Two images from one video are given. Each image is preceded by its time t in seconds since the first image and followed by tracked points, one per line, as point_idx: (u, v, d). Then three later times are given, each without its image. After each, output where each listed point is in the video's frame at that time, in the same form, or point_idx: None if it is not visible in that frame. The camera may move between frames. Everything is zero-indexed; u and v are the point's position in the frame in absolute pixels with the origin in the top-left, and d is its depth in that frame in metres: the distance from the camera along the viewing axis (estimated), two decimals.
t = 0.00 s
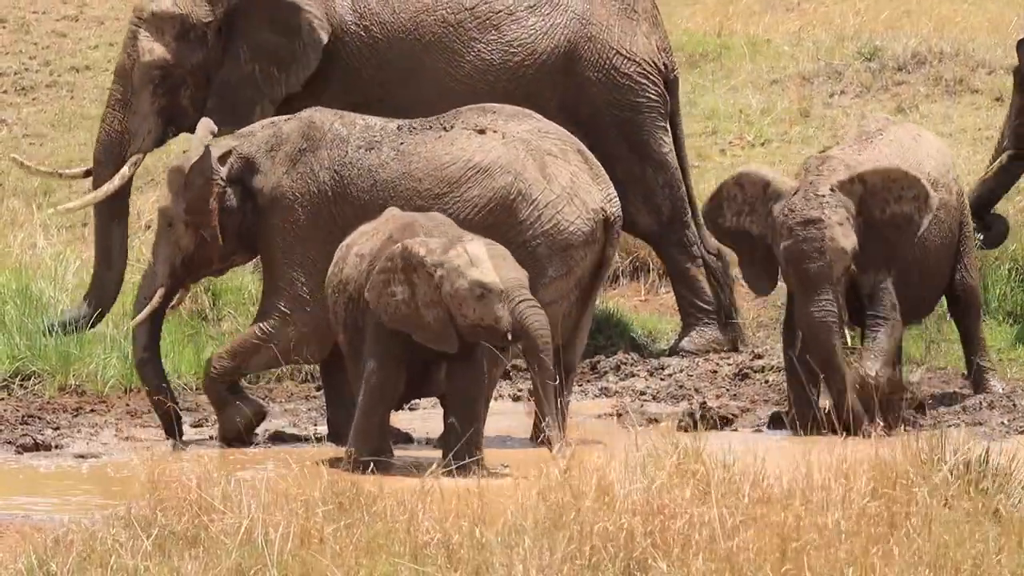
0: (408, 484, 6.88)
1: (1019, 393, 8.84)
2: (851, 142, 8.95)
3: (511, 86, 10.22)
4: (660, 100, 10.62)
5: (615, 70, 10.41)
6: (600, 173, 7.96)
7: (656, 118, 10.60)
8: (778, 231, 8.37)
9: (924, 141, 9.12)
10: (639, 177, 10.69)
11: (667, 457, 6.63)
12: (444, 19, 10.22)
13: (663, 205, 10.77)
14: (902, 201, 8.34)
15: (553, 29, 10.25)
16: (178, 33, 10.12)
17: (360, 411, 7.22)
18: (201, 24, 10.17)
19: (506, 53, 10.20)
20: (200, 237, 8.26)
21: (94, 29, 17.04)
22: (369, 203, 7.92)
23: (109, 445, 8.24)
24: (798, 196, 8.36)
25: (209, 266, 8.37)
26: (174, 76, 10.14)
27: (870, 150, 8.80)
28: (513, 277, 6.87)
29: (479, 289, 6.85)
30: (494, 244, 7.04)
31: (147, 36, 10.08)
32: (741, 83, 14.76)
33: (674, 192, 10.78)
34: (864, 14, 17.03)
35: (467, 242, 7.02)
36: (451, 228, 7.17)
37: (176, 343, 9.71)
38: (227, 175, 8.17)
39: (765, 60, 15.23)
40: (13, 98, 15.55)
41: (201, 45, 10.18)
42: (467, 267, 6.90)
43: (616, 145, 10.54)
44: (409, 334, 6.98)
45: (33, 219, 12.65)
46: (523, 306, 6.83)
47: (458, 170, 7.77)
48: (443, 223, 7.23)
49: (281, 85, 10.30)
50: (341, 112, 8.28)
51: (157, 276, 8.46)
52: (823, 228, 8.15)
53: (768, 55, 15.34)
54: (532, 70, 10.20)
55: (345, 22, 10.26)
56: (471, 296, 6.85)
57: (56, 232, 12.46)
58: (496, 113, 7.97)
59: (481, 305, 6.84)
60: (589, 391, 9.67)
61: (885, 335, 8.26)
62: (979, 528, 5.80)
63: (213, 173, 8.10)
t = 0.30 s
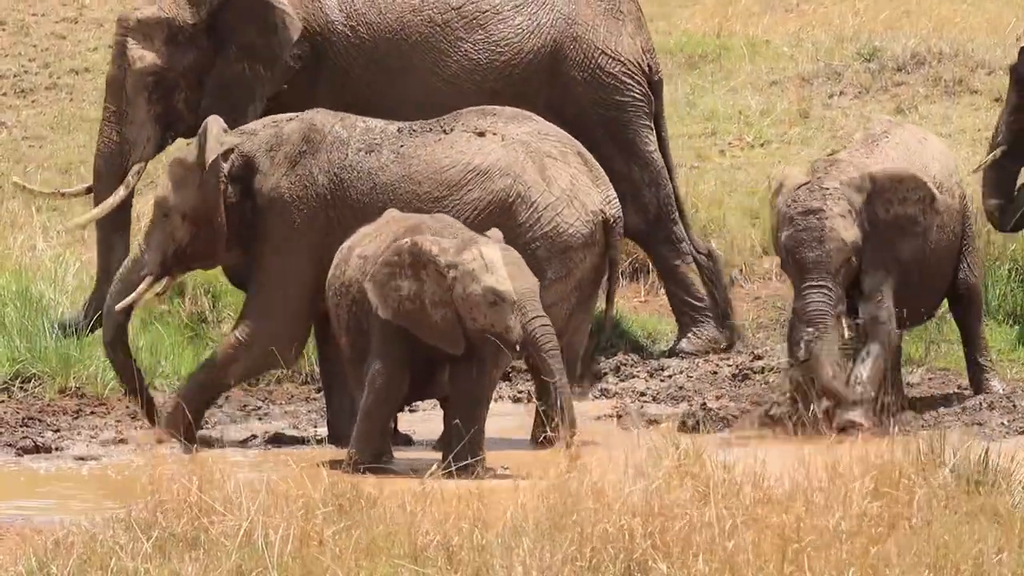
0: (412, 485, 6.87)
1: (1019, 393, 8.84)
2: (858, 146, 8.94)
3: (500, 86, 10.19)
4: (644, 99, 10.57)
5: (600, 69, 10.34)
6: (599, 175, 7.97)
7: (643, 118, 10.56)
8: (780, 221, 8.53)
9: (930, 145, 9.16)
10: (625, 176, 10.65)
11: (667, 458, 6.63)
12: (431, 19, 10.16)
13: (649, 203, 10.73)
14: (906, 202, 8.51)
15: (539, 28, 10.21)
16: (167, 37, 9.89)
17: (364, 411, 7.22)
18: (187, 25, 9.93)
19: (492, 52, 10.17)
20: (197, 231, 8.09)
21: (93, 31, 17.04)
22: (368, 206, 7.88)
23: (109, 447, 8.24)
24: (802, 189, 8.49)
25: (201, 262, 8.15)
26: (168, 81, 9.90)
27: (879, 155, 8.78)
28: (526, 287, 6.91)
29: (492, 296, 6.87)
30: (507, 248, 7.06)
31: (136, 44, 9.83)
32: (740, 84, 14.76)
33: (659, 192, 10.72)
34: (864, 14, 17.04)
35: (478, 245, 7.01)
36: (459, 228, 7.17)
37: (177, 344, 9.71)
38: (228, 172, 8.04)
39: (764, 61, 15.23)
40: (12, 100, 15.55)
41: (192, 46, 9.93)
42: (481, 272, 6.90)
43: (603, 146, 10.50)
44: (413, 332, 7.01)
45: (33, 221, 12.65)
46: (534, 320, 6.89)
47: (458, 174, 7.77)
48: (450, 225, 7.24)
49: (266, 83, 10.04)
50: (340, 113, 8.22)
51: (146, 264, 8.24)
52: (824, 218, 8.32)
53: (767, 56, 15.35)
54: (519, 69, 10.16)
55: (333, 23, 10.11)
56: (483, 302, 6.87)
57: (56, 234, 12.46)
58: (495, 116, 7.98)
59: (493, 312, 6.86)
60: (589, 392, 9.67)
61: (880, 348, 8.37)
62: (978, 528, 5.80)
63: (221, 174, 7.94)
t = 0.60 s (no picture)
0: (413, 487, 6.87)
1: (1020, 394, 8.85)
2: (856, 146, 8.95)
3: (484, 84, 10.06)
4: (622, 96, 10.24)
5: (581, 65, 10.08)
6: (599, 176, 7.95)
7: (622, 116, 10.24)
8: (789, 231, 8.46)
9: (931, 143, 9.15)
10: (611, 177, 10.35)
11: (668, 459, 6.62)
12: (414, 17, 10.05)
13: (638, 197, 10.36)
14: (903, 199, 8.55)
15: (521, 23, 10.04)
16: (150, 36, 9.92)
17: (366, 414, 7.21)
18: (169, 23, 9.94)
19: (475, 50, 10.04)
20: (196, 233, 8.15)
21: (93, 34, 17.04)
22: (367, 206, 7.88)
23: (109, 450, 8.24)
24: (811, 198, 8.43)
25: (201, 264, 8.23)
26: (155, 80, 9.94)
27: (875, 153, 8.84)
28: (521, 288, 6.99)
29: (488, 298, 6.88)
30: (508, 248, 7.08)
31: (121, 46, 9.86)
32: (740, 85, 14.77)
33: (634, 191, 10.26)
34: (863, 16, 17.04)
35: (479, 241, 7.00)
36: (461, 228, 7.11)
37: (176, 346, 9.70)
38: (224, 176, 8.04)
39: (763, 62, 15.24)
40: (12, 103, 15.55)
41: (177, 43, 9.97)
42: (480, 272, 6.91)
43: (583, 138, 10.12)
44: (417, 329, 7.03)
45: (32, 225, 12.64)
46: (529, 324, 6.98)
47: (460, 175, 7.77)
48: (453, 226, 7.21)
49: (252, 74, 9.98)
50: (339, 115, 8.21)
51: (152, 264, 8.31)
52: (839, 232, 8.28)
53: (767, 58, 15.36)
54: (501, 65, 10.01)
55: (320, 21, 10.02)
56: (480, 303, 6.89)
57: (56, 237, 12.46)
58: (496, 118, 7.97)
59: (489, 313, 6.88)
60: (590, 394, 9.67)
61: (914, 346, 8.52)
62: (979, 529, 5.79)
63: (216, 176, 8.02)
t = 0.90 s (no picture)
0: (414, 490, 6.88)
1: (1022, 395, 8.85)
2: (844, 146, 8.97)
3: (466, 84, 9.99)
4: (596, 97, 10.14)
5: (560, 64, 10.01)
6: (600, 176, 7.96)
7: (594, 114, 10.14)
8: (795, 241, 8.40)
9: (925, 142, 9.21)
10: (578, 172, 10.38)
11: (669, 461, 6.61)
12: (395, 13, 9.93)
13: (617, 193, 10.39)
14: (907, 194, 8.50)
15: (502, 21, 10.00)
16: (134, 45, 9.40)
17: (365, 417, 7.21)
18: (154, 31, 9.44)
19: (458, 48, 9.97)
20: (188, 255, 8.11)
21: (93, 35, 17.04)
22: (369, 207, 7.85)
23: (110, 453, 8.23)
24: (813, 207, 8.37)
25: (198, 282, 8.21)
26: (138, 88, 9.44)
27: (867, 151, 8.86)
28: (512, 294, 6.94)
29: (480, 303, 6.84)
30: (503, 254, 7.05)
31: (104, 53, 9.31)
32: (740, 87, 14.77)
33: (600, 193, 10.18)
34: (864, 17, 17.06)
35: (471, 245, 6.96)
36: (457, 231, 7.10)
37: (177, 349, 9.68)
38: (214, 187, 8.06)
39: (764, 64, 15.26)
40: (12, 105, 15.55)
41: (160, 51, 9.47)
42: (472, 277, 6.87)
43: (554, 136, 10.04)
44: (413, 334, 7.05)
45: (33, 227, 12.63)
46: (520, 332, 6.91)
47: (466, 176, 7.74)
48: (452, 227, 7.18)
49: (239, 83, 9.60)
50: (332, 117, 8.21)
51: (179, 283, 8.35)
52: (849, 240, 8.21)
53: (767, 60, 15.37)
54: (483, 63, 9.97)
55: (303, 17, 9.80)
56: (472, 308, 6.85)
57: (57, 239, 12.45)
58: (495, 119, 7.97)
59: (480, 318, 6.84)
60: (590, 395, 9.66)
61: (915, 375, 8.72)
62: (980, 530, 5.79)
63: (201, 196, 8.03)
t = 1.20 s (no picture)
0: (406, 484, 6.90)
1: (1013, 391, 8.88)
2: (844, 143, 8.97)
3: (433, 78, 10.29)
4: (560, 91, 10.42)
5: (526, 57, 10.30)
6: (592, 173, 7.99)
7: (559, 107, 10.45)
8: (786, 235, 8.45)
9: (915, 140, 9.21)
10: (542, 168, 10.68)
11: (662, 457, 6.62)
12: (363, 8, 10.29)
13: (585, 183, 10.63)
14: (904, 190, 8.52)
15: (468, 15, 10.30)
16: (105, 34, 9.95)
17: (355, 413, 7.22)
18: (126, 23, 10.01)
19: (425, 42, 10.27)
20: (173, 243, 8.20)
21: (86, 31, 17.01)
22: (361, 204, 7.85)
23: (102, 448, 8.22)
24: (806, 200, 8.42)
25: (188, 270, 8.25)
26: (106, 77, 9.96)
27: (861, 150, 8.85)
28: (493, 290, 6.89)
29: (463, 299, 6.85)
30: (488, 249, 7.01)
31: (76, 42, 9.84)
32: (733, 83, 14.80)
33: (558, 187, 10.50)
34: (857, 14, 17.08)
35: (459, 242, 6.97)
36: (445, 226, 7.11)
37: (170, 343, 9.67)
38: (200, 183, 8.08)
39: (757, 61, 15.29)
40: (5, 101, 15.53)
41: (130, 42, 10.03)
42: (456, 272, 6.88)
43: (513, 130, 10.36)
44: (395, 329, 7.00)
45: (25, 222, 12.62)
46: (501, 328, 6.87)
47: (460, 175, 7.73)
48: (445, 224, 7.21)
49: (211, 82, 10.10)
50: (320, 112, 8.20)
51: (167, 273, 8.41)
52: (837, 233, 8.24)
53: (760, 56, 15.40)
54: (448, 56, 10.27)
55: (277, 11, 10.33)
56: (454, 304, 6.86)
57: (49, 235, 12.44)
58: (485, 117, 7.98)
59: (463, 314, 6.86)
60: (583, 390, 9.66)
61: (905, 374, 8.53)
62: (972, 526, 5.80)
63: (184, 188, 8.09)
